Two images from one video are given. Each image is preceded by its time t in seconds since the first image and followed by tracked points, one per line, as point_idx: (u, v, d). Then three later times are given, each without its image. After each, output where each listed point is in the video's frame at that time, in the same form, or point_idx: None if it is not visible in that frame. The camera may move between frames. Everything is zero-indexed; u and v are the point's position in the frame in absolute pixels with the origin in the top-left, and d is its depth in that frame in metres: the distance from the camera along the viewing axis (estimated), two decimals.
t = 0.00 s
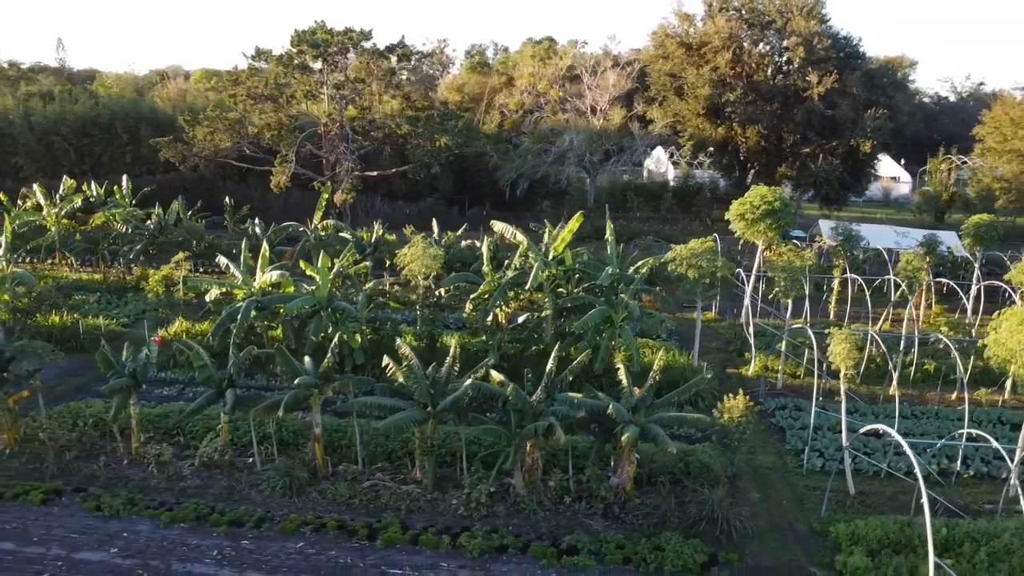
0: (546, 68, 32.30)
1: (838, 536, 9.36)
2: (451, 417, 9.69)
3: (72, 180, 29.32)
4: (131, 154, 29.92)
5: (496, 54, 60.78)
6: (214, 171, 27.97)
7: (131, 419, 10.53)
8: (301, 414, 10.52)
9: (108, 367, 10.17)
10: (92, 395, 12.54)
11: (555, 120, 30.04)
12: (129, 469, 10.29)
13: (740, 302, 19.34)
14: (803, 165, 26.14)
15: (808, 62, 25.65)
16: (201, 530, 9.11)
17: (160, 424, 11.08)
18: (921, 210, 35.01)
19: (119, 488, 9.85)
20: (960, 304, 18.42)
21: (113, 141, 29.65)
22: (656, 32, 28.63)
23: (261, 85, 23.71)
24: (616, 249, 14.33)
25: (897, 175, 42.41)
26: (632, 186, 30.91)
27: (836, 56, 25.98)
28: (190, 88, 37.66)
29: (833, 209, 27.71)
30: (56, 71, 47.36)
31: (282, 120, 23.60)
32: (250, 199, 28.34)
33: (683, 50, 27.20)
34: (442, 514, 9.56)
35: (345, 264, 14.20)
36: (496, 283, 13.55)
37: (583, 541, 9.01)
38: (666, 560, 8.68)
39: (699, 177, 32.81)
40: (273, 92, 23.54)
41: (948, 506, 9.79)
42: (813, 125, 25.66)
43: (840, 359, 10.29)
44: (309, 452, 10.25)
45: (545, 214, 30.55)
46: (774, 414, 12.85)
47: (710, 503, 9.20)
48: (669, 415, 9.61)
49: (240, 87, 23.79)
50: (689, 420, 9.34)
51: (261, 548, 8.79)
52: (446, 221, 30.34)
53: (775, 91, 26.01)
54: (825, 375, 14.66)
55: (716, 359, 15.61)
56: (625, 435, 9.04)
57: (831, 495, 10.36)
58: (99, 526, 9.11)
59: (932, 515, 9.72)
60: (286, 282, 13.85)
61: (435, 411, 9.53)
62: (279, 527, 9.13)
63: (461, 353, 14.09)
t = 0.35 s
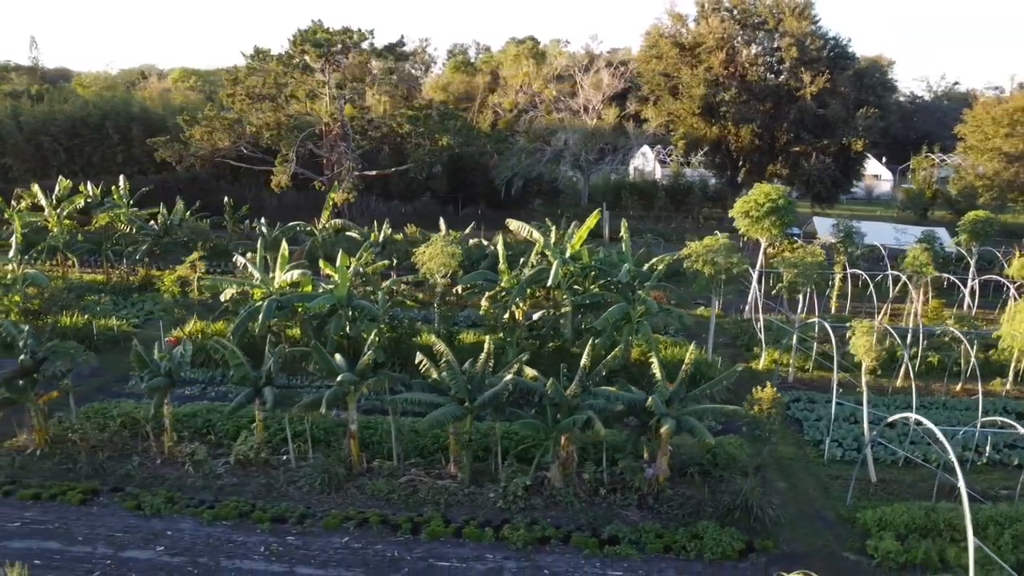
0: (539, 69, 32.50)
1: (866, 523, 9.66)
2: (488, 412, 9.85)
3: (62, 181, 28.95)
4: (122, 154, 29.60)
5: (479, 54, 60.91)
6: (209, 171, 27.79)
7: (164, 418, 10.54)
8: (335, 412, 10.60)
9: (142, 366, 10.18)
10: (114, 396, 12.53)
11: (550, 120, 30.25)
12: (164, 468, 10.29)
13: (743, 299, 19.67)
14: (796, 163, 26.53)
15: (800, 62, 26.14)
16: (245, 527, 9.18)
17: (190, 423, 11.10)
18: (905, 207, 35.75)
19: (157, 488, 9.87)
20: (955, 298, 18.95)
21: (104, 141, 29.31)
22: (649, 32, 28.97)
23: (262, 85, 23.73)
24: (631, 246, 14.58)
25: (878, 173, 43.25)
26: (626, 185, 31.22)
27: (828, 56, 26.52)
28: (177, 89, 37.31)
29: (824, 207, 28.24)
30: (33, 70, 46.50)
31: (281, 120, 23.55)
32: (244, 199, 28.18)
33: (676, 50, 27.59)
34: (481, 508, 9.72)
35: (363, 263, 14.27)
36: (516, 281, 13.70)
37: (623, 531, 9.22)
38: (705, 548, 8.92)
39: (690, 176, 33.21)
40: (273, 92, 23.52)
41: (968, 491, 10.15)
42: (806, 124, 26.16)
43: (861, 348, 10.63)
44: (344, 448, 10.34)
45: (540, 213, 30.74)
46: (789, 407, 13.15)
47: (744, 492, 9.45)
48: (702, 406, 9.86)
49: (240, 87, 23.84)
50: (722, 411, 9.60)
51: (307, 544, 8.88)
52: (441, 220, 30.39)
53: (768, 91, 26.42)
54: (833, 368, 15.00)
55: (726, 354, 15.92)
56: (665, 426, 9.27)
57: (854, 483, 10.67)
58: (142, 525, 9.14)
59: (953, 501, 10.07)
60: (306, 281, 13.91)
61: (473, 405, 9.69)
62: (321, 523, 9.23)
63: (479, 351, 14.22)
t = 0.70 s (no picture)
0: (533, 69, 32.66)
1: (889, 511, 9.94)
2: (521, 407, 10.00)
3: (53, 181, 28.62)
4: (114, 154, 29.34)
5: (463, 54, 60.91)
6: (204, 171, 27.62)
7: (194, 418, 10.56)
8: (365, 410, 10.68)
9: (174, 365, 10.21)
10: (134, 396, 12.51)
11: (545, 119, 30.40)
12: (195, 467, 10.32)
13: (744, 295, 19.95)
14: (789, 162, 26.94)
15: (794, 63, 26.56)
16: (283, 524, 9.25)
17: (217, 422, 11.13)
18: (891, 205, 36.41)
19: (190, 487, 9.90)
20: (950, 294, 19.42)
21: (96, 141, 29.03)
22: (643, 33, 29.23)
23: (263, 85, 23.76)
24: (643, 244, 14.80)
25: (862, 172, 43.95)
26: (620, 184, 31.49)
27: (820, 57, 26.99)
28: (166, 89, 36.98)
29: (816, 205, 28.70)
30: (11, 68, 45.65)
31: (281, 119, 23.49)
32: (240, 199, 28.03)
33: (671, 50, 27.88)
34: (514, 501, 9.87)
35: (379, 262, 14.34)
36: (534, 279, 13.87)
37: (656, 522, 9.42)
38: (738, 537, 9.15)
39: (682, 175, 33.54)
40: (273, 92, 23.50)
41: (983, 479, 10.49)
42: (799, 124, 26.58)
43: (879, 341, 10.90)
44: (376, 445, 10.43)
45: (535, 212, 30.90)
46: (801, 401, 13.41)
47: (773, 482, 9.70)
48: (729, 399, 10.10)
49: (239, 87, 23.80)
50: (750, 404, 9.84)
51: (348, 540, 8.98)
52: (437, 219, 30.42)
53: (762, 91, 26.80)
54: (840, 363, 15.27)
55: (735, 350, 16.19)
56: (698, 420, 9.50)
57: (873, 473, 10.95)
58: (181, 523, 9.17)
59: (970, 489, 10.40)
60: (323, 280, 13.97)
61: (506, 401, 9.83)
62: (359, 519, 9.33)
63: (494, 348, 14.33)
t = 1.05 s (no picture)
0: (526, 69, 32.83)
1: (913, 499, 10.26)
2: (556, 402, 10.20)
3: (44, 182, 28.29)
4: (105, 155, 29.05)
5: (446, 53, 60.88)
6: (199, 171, 27.43)
7: (228, 417, 10.61)
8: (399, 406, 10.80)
9: (210, 364, 10.26)
10: (157, 397, 12.49)
11: (539, 119, 30.62)
12: (230, 466, 10.37)
13: (746, 293, 20.23)
14: (782, 160, 27.44)
15: (787, 63, 27.05)
16: (326, 520, 9.34)
17: (248, 421, 11.16)
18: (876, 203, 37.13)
19: (229, 485, 9.95)
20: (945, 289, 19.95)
21: (86, 142, 28.73)
22: (637, 34, 29.56)
23: (263, 85, 23.64)
24: (657, 242, 15.05)
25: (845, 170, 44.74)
26: (613, 184, 31.79)
27: (812, 58, 27.55)
28: (153, 90, 36.62)
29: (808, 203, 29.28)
30: None
31: (282, 120, 23.47)
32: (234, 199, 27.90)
33: (665, 51, 28.33)
34: (550, 495, 10.05)
35: (397, 261, 14.44)
36: (553, 277, 14.07)
37: (691, 512, 9.65)
38: (773, 525, 9.43)
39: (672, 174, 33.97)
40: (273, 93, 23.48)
41: (999, 466, 10.87)
42: (792, 123, 27.08)
43: (896, 332, 11.31)
44: (411, 441, 10.56)
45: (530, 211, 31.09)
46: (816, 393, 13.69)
47: (802, 472, 9.98)
48: (758, 392, 10.39)
49: (238, 87, 23.68)
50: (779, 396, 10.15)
51: (393, 534, 9.11)
52: (432, 219, 30.38)
53: (755, 91, 27.20)
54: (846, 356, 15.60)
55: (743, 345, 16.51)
56: (733, 412, 9.78)
57: (892, 462, 11.28)
58: (224, 521, 9.23)
59: (987, 476, 10.77)
60: (343, 279, 14.04)
61: (542, 396, 10.01)
62: (401, 514, 9.45)
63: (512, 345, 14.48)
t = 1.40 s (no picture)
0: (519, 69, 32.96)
1: (930, 488, 10.58)
2: (585, 398, 10.39)
3: (34, 183, 27.97)
4: (97, 155, 28.78)
5: (432, 53, 60.84)
6: (194, 172, 27.25)
7: (259, 416, 10.68)
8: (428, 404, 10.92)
9: (242, 363, 10.32)
10: (178, 397, 12.49)
11: (535, 119, 30.78)
12: (262, 465, 10.42)
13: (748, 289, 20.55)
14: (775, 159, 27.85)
15: (780, 64, 27.46)
16: (364, 517, 9.45)
17: (275, 420, 11.20)
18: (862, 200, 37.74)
19: (264, 484, 10.01)
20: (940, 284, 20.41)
21: (78, 142, 28.45)
22: (631, 34, 29.82)
23: (261, 85, 23.47)
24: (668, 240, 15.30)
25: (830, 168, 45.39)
26: (607, 183, 32.03)
27: (804, 58, 28.00)
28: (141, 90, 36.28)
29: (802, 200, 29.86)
30: None
31: (281, 120, 23.42)
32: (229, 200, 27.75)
33: (659, 51, 28.60)
34: (580, 488, 10.22)
35: (413, 260, 14.55)
36: (568, 274, 14.27)
37: (721, 503, 9.89)
38: (801, 515, 9.70)
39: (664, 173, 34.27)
40: (271, 93, 23.40)
41: (1010, 455, 11.24)
42: (785, 123, 27.50)
43: (911, 326, 11.65)
44: (441, 438, 10.69)
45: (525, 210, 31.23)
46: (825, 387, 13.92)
47: (825, 463, 10.26)
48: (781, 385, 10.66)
49: (236, 87, 23.50)
50: (801, 389, 10.45)
51: (432, 529, 9.24)
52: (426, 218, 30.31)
53: (748, 91, 27.53)
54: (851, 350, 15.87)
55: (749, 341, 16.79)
56: (761, 405, 10.04)
57: (907, 453, 11.60)
58: (262, 519, 9.29)
59: (1000, 464, 11.13)
60: (360, 279, 14.12)
61: (573, 391, 10.20)
62: (437, 510, 9.57)
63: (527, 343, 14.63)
